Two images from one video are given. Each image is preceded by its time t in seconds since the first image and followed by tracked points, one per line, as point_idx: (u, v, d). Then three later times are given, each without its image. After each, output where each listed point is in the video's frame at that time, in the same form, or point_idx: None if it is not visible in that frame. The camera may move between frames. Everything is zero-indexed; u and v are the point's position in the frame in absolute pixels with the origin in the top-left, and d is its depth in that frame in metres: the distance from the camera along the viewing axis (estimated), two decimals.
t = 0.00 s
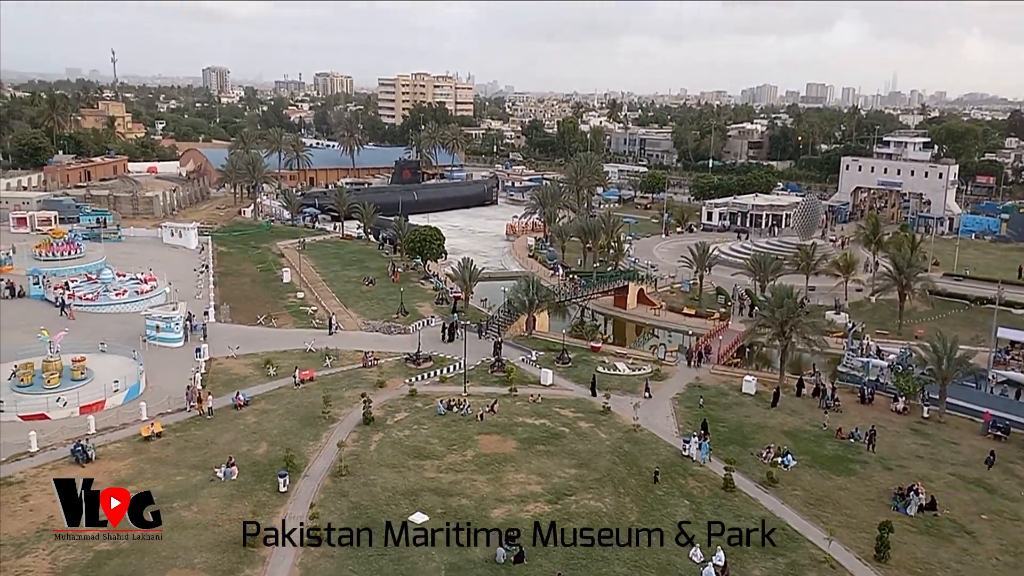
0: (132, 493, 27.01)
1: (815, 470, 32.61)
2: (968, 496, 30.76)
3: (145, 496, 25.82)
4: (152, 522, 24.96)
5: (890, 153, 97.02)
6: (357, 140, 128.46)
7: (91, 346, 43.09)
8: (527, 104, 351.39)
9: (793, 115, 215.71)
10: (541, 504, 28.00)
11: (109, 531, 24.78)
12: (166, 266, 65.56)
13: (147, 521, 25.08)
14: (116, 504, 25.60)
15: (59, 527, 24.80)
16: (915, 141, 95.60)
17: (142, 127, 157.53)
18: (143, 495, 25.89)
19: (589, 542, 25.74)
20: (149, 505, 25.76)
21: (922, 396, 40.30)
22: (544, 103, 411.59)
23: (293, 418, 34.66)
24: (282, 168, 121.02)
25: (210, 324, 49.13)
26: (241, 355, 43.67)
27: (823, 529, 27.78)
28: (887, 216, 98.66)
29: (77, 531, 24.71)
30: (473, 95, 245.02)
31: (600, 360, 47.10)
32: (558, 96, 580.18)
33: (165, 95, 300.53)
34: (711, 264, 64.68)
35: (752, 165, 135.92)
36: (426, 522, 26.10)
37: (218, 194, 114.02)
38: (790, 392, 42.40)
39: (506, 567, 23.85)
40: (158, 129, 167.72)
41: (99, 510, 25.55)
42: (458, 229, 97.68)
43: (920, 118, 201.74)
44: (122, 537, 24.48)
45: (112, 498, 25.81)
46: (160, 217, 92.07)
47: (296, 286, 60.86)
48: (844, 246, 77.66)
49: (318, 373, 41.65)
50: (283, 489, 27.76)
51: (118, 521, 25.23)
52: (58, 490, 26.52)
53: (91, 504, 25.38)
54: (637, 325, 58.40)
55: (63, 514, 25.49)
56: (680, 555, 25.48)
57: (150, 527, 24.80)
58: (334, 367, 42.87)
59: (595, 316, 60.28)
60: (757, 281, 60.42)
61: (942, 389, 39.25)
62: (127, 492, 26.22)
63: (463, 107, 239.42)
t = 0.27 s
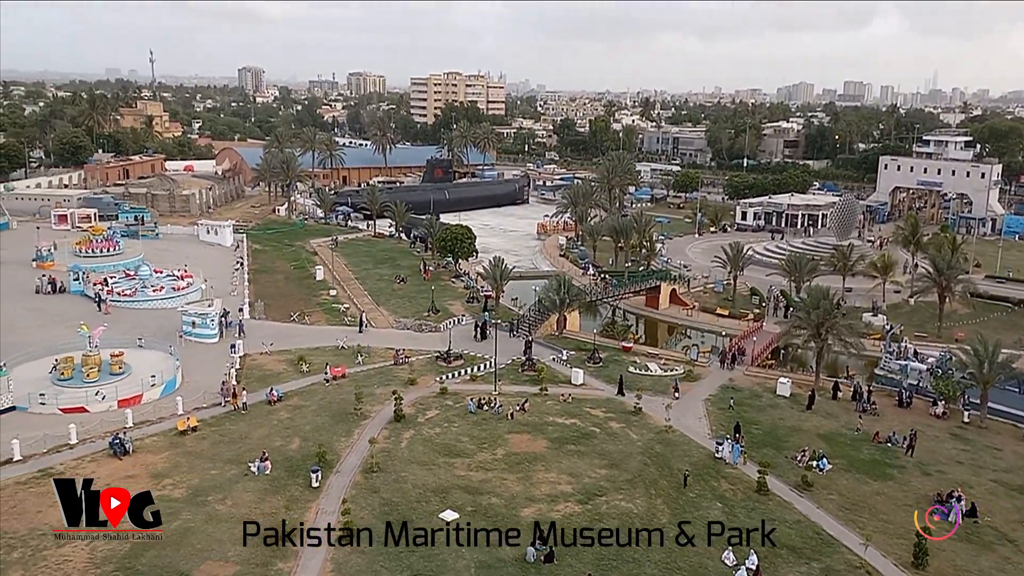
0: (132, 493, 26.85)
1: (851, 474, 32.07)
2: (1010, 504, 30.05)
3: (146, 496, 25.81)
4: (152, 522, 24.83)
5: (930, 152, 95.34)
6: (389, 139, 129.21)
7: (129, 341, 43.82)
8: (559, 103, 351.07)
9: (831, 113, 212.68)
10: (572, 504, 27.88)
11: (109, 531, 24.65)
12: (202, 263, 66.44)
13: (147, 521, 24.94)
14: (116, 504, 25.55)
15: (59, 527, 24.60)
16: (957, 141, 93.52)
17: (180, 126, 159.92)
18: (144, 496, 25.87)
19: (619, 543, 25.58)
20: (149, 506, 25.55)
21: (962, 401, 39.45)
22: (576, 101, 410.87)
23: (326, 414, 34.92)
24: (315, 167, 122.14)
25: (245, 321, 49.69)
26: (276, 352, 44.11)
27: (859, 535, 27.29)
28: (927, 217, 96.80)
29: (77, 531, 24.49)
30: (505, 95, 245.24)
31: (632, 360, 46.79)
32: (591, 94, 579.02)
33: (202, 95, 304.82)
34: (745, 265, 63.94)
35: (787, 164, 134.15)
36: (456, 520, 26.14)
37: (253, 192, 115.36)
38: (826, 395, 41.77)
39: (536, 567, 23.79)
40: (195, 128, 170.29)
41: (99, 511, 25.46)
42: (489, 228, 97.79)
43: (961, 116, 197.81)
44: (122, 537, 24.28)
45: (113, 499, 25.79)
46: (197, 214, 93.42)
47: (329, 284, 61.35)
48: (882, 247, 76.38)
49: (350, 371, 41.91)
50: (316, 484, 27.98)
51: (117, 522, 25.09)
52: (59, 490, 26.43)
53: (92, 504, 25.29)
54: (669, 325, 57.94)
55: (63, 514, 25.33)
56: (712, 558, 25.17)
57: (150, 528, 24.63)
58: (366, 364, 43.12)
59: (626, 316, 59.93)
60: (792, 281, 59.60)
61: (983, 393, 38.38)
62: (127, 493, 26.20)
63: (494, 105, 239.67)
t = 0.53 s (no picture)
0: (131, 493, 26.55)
1: (880, 479, 31.55)
2: None
3: (146, 497, 25.58)
4: (152, 522, 24.60)
5: (964, 152, 93.84)
6: (414, 138, 129.54)
7: (157, 337, 44.27)
8: (584, 102, 350.21)
9: (860, 112, 209.98)
10: (595, 505, 27.68)
11: (109, 532, 24.37)
12: (229, 260, 67.04)
13: (147, 521, 24.70)
14: (116, 504, 25.21)
15: (59, 527, 24.30)
16: (992, 140, 91.78)
17: (208, 125, 161.61)
18: (144, 496, 25.62)
19: (644, 545, 25.35)
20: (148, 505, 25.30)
21: (995, 406, 38.67)
22: (600, 100, 409.64)
23: (350, 411, 35.01)
24: (340, 166, 122.78)
25: (271, 318, 50.00)
26: (301, 349, 44.33)
27: (888, 540, 26.81)
28: (959, 217, 94.69)
29: (77, 531, 24.18)
30: (529, 94, 245.06)
31: (656, 361, 46.44)
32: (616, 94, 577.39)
33: (229, 94, 307.84)
34: (772, 266, 63.22)
35: (815, 164, 132.60)
36: (480, 519, 26.06)
37: (279, 191, 116.21)
38: (854, 398, 41.17)
39: (559, 567, 23.63)
40: (222, 127, 171.96)
41: (99, 510, 25.14)
42: (513, 227, 97.68)
43: (994, 116, 194.53)
44: (122, 537, 24.00)
45: (113, 498, 25.44)
46: (224, 213, 94.27)
47: (353, 282, 61.61)
48: (913, 249, 75.24)
49: (374, 368, 41.99)
50: (341, 481, 28.04)
51: (118, 521, 24.80)
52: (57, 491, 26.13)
53: (92, 503, 24.98)
54: (694, 326, 57.54)
55: (63, 514, 25.03)
56: (738, 562, 24.86)
57: (150, 528, 24.40)
58: (390, 362, 43.19)
59: (651, 316, 59.57)
60: (820, 283, 58.85)
61: (1017, 398, 37.56)
62: (127, 493, 25.90)
63: (518, 105, 239.49)
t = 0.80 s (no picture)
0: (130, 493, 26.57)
1: (909, 484, 31.13)
2: None
3: (146, 497, 25.73)
4: (152, 521, 24.64)
5: (995, 152, 92.62)
6: (439, 138, 129.86)
7: (185, 334, 44.81)
8: (608, 101, 349.10)
9: (890, 111, 207.10)
10: (619, 506, 27.59)
11: (110, 531, 24.34)
12: (255, 259, 67.67)
13: (147, 521, 24.72)
14: (116, 504, 25.31)
15: (59, 526, 24.26)
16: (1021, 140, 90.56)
17: (235, 125, 163.22)
18: (144, 497, 25.76)
19: (668, 548, 25.23)
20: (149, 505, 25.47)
21: None
22: (625, 100, 407.84)
23: (374, 409, 35.18)
24: (366, 165, 123.45)
25: (297, 316, 50.41)
26: (326, 347, 44.64)
27: (916, 546, 26.44)
28: (992, 219, 93.04)
29: (77, 530, 24.14)
30: (554, 93, 244.72)
31: (681, 362, 46.18)
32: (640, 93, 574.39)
33: (256, 94, 310.67)
34: (800, 266, 62.57)
35: (844, 164, 131.02)
36: (503, 519, 26.10)
37: (305, 190, 117.06)
38: (883, 402, 40.64)
39: (582, 568, 23.59)
40: (249, 126, 173.60)
41: (99, 511, 25.14)
42: (537, 227, 97.60)
43: None
44: (122, 536, 23.99)
45: (113, 500, 25.55)
46: (251, 212, 95.15)
47: (378, 280, 61.93)
48: (943, 250, 74.12)
49: (398, 367, 42.18)
50: (366, 478, 28.19)
51: (118, 521, 24.79)
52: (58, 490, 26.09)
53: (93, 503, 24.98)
54: (719, 327, 57.15)
55: (63, 513, 24.98)
56: (763, 566, 24.66)
57: (151, 528, 24.42)
58: (413, 361, 43.34)
59: (676, 317, 59.28)
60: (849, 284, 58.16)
61: None
62: (127, 495, 26.04)
63: (543, 104, 239.20)
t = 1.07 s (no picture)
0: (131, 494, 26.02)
1: (941, 487, 30.45)
2: None
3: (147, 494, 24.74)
4: (153, 523, 23.98)
5: None
6: (462, 138, 129.79)
7: (212, 333, 45.11)
8: (632, 99, 347.14)
9: (921, 107, 203.56)
10: (643, 507, 27.24)
11: (109, 532, 23.79)
12: (280, 258, 68.02)
13: (148, 521, 24.09)
14: (117, 502, 24.40)
15: (60, 529, 23.88)
16: None
17: (261, 127, 164.46)
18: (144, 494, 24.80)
19: (693, 549, 24.84)
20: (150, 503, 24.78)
21: None
22: (650, 97, 405.41)
23: (398, 408, 35.09)
24: (389, 165, 123.72)
25: (322, 315, 50.56)
26: (350, 346, 44.67)
27: (950, 551, 25.79)
28: None
29: (76, 532, 23.71)
30: (577, 92, 243.73)
31: (706, 362, 45.66)
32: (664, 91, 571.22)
33: (281, 96, 312.87)
34: (828, 265, 61.66)
35: (873, 161, 129.05)
36: (526, 519, 25.87)
37: (329, 190, 117.54)
38: (914, 403, 39.85)
39: (606, 569, 23.29)
40: (275, 128, 174.86)
41: (100, 510, 24.38)
42: (560, 227, 97.21)
43: None
44: (122, 539, 23.47)
45: (113, 497, 24.58)
46: (276, 212, 95.70)
47: (401, 280, 61.96)
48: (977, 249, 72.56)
49: (422, 366, 42.11)
50: (389, 477, 28.08)
51: (118, 521, 24.18)
52: (58, 489, 25.50)
53: (92, 503, 24.25)
54: (745, 327, 56.50)
55: (64, 515, 24.56)
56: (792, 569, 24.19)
57: (150, 528, 23.89)
58: (437, 360, 43.24)
59: (701, 316, 58.71)
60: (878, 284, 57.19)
61: None
62: (127, 491, 25.00)
63: (566, 103, 238.34)
